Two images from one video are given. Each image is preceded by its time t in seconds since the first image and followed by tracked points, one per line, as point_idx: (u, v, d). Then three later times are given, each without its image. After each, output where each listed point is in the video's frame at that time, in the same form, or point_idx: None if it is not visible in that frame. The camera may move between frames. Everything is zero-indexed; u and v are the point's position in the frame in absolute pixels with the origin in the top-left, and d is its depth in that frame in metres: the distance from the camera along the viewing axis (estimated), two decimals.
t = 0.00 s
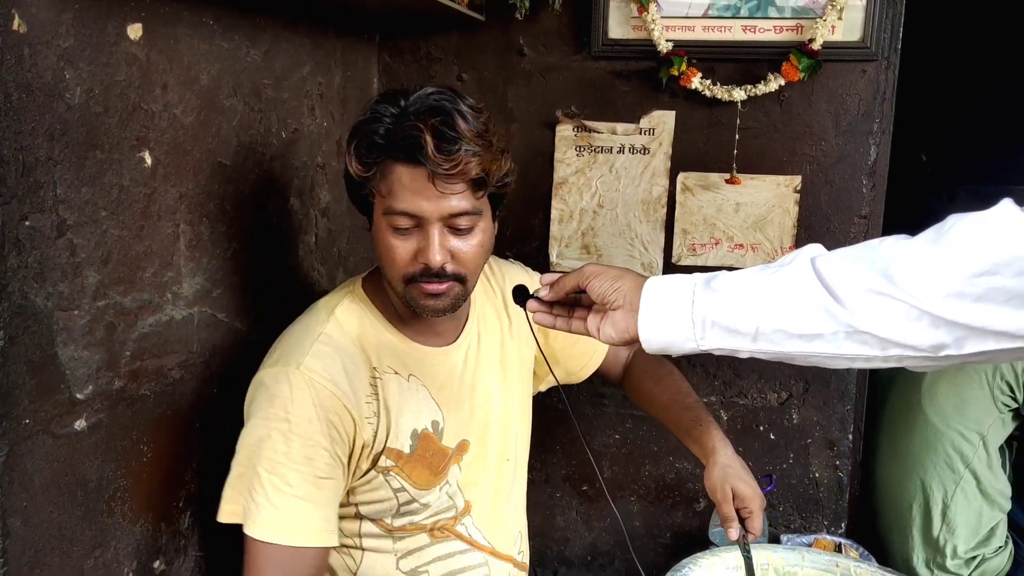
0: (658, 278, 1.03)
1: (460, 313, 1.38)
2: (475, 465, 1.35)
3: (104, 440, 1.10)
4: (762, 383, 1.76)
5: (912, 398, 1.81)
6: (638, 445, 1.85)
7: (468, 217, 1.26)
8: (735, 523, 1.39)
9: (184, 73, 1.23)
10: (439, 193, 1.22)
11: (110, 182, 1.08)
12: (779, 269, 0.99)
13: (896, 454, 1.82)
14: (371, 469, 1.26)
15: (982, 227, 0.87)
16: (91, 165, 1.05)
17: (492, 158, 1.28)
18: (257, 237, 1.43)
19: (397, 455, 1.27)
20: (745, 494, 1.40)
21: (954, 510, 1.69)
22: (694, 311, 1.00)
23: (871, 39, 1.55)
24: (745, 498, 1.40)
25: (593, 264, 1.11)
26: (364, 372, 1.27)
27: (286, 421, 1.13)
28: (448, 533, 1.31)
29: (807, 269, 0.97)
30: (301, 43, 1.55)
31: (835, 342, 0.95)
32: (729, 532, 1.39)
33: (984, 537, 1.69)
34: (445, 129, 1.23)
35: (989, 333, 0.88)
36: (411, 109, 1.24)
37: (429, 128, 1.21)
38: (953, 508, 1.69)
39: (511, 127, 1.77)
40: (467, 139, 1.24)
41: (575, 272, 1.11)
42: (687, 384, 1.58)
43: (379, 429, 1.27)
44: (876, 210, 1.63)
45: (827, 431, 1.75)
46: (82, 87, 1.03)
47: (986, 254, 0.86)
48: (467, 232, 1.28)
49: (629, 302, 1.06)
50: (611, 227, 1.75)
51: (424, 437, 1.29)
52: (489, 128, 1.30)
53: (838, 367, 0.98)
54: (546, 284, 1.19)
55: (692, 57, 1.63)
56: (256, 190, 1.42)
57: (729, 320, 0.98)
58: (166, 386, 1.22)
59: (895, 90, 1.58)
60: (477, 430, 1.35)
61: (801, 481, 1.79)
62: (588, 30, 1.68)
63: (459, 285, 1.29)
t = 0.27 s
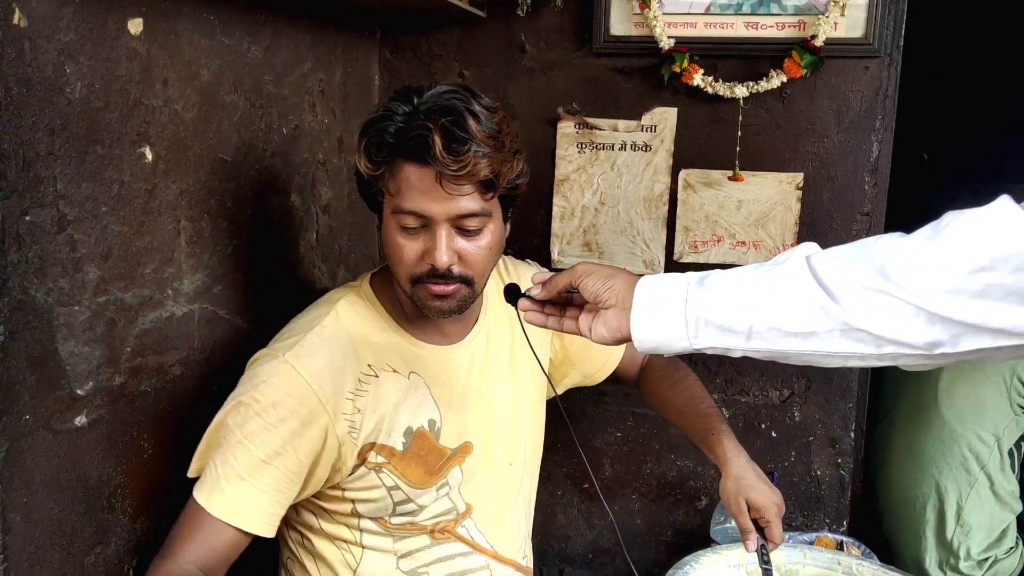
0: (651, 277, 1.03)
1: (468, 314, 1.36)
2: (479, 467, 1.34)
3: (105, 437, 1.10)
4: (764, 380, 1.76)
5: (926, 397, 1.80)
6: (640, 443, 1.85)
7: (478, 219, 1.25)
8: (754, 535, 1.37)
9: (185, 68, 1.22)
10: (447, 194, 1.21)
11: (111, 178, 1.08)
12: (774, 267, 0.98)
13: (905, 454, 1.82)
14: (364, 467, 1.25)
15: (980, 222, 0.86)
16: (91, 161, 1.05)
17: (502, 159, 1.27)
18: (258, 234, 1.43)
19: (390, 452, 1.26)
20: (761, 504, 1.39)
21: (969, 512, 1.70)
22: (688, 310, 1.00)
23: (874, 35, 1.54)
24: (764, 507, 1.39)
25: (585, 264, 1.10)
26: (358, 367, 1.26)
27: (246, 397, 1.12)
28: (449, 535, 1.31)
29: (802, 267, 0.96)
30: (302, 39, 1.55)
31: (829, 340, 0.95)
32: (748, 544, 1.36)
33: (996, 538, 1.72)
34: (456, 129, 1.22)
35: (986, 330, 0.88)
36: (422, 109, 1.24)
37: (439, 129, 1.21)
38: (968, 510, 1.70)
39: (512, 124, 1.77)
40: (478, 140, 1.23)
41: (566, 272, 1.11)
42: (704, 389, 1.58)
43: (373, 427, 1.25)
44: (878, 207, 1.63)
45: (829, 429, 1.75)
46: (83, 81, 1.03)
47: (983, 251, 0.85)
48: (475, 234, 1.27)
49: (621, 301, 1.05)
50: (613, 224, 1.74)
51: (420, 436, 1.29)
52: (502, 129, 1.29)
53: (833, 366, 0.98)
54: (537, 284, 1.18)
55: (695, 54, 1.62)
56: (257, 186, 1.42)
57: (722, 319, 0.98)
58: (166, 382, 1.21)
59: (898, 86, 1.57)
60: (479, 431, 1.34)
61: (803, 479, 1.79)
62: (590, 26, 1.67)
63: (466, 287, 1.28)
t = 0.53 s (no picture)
0: (642, 281, 1.02)
1: (461, 315, 1.36)
2: (476, 470, 1.33)
3: (103, 437, 1.09)
4: (765, 380, 1.76)
5: (936, 396, 1.80)
6: (640, 443, 1.84)
7: (464, 214, 1.24)
8: (761, 537, 1.38)
9: (184, 67, 1.22)
10: (431, 188, 1.20)
11: (109, 177, 1.08)
12: (766, 271, 0.98)
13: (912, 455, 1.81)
14: (359, 472, 1.23)
15: (975, 226, 0.86)
16: (90, 160, 1.04)
17: (487, 152, 1.25)
18: (258, 233, 1.42)
19: (385, 458, 1.25)
20: (765, 504, 1.39)
21: (973, 512, 1.69)
22: (680, 314, 0.99)
23: (875, 35, 1.54)
24: (767, 508, 1.39)
25: (575, 267, 1.09)
26: (351, 372, 1.25)
27: (242, 406, 1.11)
28: (446, 539, 1.30)
29: (794, 271, 0.96)
30: (302, 38, 1.54)
31: (821, 344, 0.95)
32: (754, 546, 1.38)
33: (1000, 539, 1.70)
34: (437, 123, 1.20)
35: (980, 335, 0.88)
36: (404, 104, 1.23)
37: (420, 122, 1.19)
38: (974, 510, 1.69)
39: (512, 124, 1.76)
40: (461, 133, 1.22)
41: (556, 275, 1.09)
42: (706, 387, 1.56)
43: (367, 432, 1.24)
44: (879, 206, 1.62)
45: (830, 429, 1.74)
46: (81, 81, 1.02)
47: (979, 255, 0.85)
48: (463, 229, 1.25)
49: (611, 305, 1.05)
50: (613, 224, 1.74)
51: (415, 440, 1.28)
52: (487, 122, 1.27)
53: (825, 371, 0.97)
54: (527, 287, 1.17)
55: (695, 53, 1.62)
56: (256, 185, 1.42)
57: (713, 323, 0.97)
58: (165, 382, 1.21)
59: (899, 86, 1.57)
60: (476, 434, 1.34)
61: (804, 480, 1.78)
62: (590, 25, 1.67)
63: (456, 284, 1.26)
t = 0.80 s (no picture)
0: (639, 282, 1.01)
1: (453, 321, 1.35)
2: (472, 476, 1.33)
3: (102, 440, 1.09)
4: (765, 382, 1.75)
5: (938, 397, 1.80)
6: (640, 445, 1.84)
7: (446, 214, 1.21)
8: (757, 541, 1.38)
9: (183, 69, 1.21)
10: (409, 189, 1.17)
11: (108, 179, 1.07)
12: (764, 273, 0.97)
13: (917, 456, 1.81)
14: (360, 486, 1.22)
15: (975, 228, 0.86)
16: (89, 162, 1.04)
17: (466, 150, 1.23)
18: (258, 235, 1.42)
19: (385, 471, 1.23)
20: (761, 508, 1.39)
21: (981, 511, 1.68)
22: (677, 316, 0.98)
23: (876, 36, 1.53)
24: (762, 511, 1.39)
25: (572, 267, 1.10)
26: (350, 385, 1.22)
27: (250, 432, 1.06)
28: (445, 548, 1.29)
29: (792, 273, 0.95)
30: (301, 39, 1.54)
31: (819, 347, 0.94)
32: (749, 549, 1.39)
33: (1007, 540, 1.66)
34: (413, 123, 1.18)
35: (980, 339, 0.87)
36: (379, 105, 1.21)
37: (395, 123, 1.17)
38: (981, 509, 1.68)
39: (513, 125, 1.76)
40: (438, 132, 1.19)
41: (553, 276, 1.10)
42: (699, 387, 1.55)
43: (366, 446, 1.22)
44: (880, 208, 1.62)
45: (831, 431, 1.74)
46: (80, 83, 1.02)
47: (979, 257, 0.85)
48: (445, 231, 1.22)
49: (607, 306, 1.04)
50: (613, 225, 1.74)
51: (415, 451, 1.26)
52: (466, 121, 1.25)
53: (823, 374, 0.96)
54: (524, 288, 1.18)
55: (696, 54, 1.62)
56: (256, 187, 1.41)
57: (711, 325, 0.97)
58: (164, 385, 1.20)
59: (900, 87, 1.57)
60: (472, 441, 1.33)
61: (804, 482, 1.78)
62: (591, 27, 1.67)
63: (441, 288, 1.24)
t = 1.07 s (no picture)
0: (641, 281, 1.01)
1: (448, 332, 1.34)
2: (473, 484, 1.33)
3: (102, 442, 1.09)
4: (765, 384, 1.75)
5: (921, 394, 1.80)
6: (640, 446, 1.84)
7: (434, 221, 1.21)
8: (751, 538, 1.39)
9: (183, 71, 1.21)
10: (396, 198, 1.17)
11: (107, 181, 1.07)
12: (766, 274, 0.98)
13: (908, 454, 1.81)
14: (364, 504, 1.23)
15: (979, 229, 0.85)
16: (89, 164, 1.04)
17: (452, 154, 1.22)
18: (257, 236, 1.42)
19: (389, 488, 1.24)
20: (755, 506, 1.39)
21: (971, 506, 1.69)
22: (679, 316, 0.98)
23: (876, 37, 1.53)
24: (757, 509, 1.39)
25: (573, 267, 1.10)
26: (353, 404, 1.22)
27: (263, 458, 1.03)
28: (447, 558, 1.29)
29: (794, 273, 0.95)
30: (301, 41, 1.54)
31: (821, 349, 0.94)
32: (744, 546, 1.40)
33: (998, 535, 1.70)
34: (397, 129, 1.18)
35: (984, 341, 0.87)
36: (362, 112, 1.20)
37: (378, 129, 1.17)
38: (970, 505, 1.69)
39: (513, 126, 1.76)
40: (423, 137, 1.19)
41: (554, 276, 1.11)
42: (691, 383, 1.54)
43: (371, 463, 1.22)
44: (880, 209, 1.62)
45: (831, 432, 1.74)
46: (79, 85, 1.02)
47: (982, 258, 0.84)
48: (435, 238, 1.22)
49: (609, 306, 1.04)
50: (613, 227, 1.73)
51: (417, 467, 1.26)
52: (452, 125, 1.25)
53: (825, 376, 0.96)
54: (524, 288, 1.18)
55: (696, 55, 1.62)
56: (255, 189, 1.41)
57: (713, 326, 0.97)
58: (164, 387, 1.20)
59: (900, 89, 1.57)
60: (472, 450, 1.33)
61: (804, 483, 1.78)
62: (590, 28, 1.66)
63: (432, 297, 1.24)
